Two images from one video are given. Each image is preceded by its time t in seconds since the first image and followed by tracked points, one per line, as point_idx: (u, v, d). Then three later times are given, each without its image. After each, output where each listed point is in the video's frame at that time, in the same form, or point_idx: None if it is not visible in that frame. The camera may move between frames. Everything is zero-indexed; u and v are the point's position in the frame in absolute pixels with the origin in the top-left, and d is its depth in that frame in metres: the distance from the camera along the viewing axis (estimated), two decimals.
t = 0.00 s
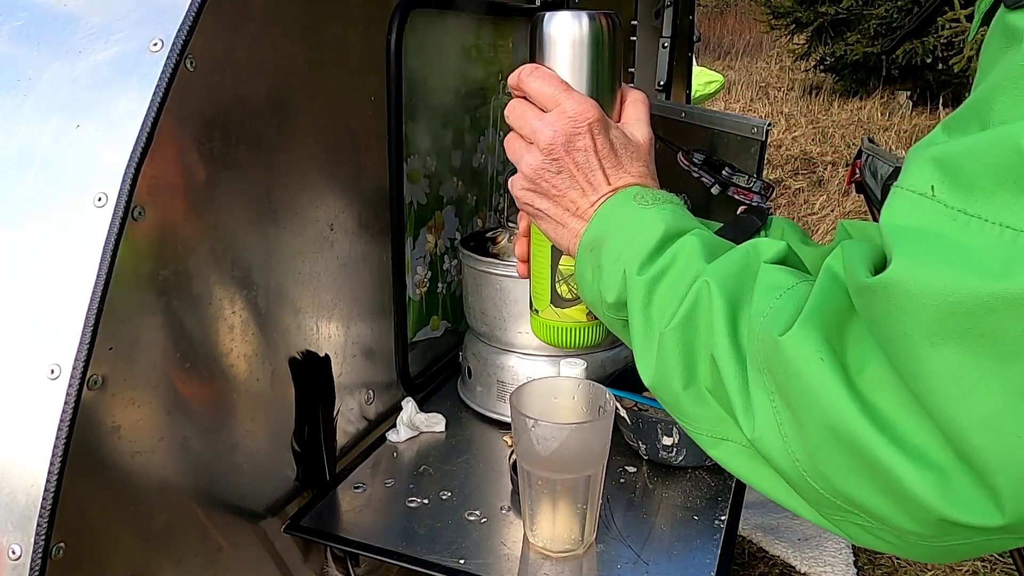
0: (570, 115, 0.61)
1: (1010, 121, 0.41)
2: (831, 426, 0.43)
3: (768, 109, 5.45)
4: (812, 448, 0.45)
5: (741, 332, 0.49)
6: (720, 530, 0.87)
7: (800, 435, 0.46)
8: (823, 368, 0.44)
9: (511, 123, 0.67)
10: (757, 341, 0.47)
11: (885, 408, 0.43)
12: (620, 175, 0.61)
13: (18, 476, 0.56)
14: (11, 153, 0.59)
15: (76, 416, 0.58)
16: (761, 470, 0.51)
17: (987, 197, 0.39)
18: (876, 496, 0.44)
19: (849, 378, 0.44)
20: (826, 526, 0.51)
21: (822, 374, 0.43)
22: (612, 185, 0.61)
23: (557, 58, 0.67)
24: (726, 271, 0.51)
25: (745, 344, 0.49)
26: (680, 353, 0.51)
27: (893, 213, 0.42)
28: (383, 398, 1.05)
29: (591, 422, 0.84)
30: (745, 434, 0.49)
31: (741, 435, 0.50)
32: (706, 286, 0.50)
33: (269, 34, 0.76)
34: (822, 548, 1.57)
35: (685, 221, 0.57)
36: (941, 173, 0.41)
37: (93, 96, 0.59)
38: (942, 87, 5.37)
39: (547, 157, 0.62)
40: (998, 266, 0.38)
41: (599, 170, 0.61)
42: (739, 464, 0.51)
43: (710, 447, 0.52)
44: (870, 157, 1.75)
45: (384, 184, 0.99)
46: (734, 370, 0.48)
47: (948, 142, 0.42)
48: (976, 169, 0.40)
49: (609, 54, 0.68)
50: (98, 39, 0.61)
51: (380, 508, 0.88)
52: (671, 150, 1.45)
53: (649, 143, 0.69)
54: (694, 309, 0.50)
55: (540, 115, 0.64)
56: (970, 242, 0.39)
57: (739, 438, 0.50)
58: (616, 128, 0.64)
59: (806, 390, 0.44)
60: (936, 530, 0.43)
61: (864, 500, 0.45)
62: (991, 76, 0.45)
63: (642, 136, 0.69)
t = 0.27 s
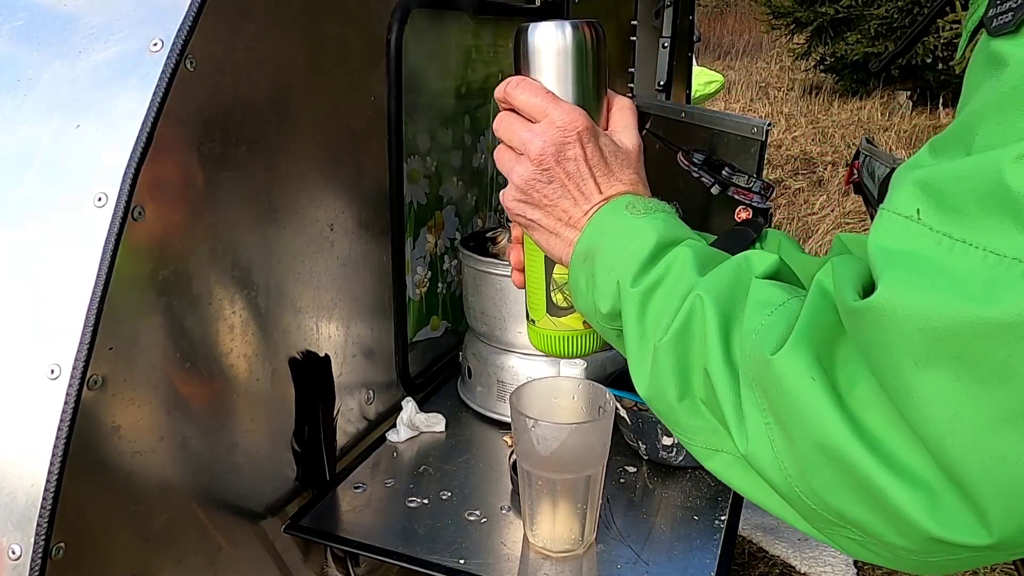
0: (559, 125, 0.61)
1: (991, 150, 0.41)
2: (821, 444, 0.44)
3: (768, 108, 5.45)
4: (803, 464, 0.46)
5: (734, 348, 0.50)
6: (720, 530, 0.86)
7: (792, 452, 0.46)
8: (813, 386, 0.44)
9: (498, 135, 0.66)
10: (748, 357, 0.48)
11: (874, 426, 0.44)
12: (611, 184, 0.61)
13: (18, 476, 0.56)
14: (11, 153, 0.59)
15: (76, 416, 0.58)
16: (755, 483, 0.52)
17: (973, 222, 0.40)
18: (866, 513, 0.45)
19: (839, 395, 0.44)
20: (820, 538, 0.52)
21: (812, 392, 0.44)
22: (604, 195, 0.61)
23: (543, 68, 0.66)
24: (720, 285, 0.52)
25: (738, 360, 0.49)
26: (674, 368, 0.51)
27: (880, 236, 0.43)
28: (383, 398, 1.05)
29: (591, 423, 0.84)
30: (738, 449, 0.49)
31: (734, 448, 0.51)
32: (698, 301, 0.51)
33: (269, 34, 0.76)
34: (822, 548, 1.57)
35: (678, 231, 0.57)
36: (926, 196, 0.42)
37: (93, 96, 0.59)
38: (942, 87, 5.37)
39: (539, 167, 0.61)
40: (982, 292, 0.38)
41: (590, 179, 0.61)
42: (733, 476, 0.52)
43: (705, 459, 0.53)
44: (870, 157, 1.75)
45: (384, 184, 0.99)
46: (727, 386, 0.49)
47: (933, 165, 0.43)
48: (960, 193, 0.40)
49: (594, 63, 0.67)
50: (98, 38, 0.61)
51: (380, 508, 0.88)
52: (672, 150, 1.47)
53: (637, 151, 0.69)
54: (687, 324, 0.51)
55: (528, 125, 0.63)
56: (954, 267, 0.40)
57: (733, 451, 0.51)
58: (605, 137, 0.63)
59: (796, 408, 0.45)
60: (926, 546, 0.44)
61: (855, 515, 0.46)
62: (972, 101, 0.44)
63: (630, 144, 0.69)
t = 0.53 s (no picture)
0: (559, 127, 0.61)
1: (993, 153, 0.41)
2: (820, 448, 0.44)
3: (768, 108, 5.45)
4: (802, 469, 0.46)
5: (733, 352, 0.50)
6: (720, 531, 0.86)
7: (790, 456, 0.46)
8: (811, 391, 0.44)
9: (499, 135, 0.66)
10: (746, 362, 0.48)
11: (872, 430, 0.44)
12: (610, 187, 0.61)
13: (18, 476, 0.56)
14: (11, 153, 0.59)
15: (77, 416, 0.58)
16: (754, 486, 0.52)
17: (970, 227, 0.40)
18: (866, 518, 0.45)
19: (837, 400, 0.45)
20: (820, 542, 0.51)
21: (811, 397, 0.44)
22: (603, 198, 0.61)
23: (545, 68, 0.66)
24: (718, 288, 0.52)
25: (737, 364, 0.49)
26: (672, 373, 0.51)
27: (878, 239, 0.43)
28: (384, 398, 1.05)
29: (591, 422, 0.84)
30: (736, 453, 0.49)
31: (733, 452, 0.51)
32: (697, 305, 0.51)
33: (269, 34, 0.76)
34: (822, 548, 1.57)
35: (675, 235, 0.57)
36: (924, 201, 0.42)
37: (93, 96, 0.59)
38: (942, 87, 5.37)
39: (538, 169, 0.62)
40: (980, 298, 0.39)
41: (589, 182, 0.61)
42: (733, 480, 0.52)
43: (703, 464, 0.53)
44: (870, 157, 1.75)
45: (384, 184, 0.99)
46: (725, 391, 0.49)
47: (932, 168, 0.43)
48: (957, 198, 0.41)
49: (596, 66, 0.67)
50: (98, 39, 0.61)
51: (380, 508, 0.88)
52: (672, 150, 1.46)
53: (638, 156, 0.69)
54: (685, 328, 0.51)
55: (530, 126, 0.63)
56: (952, 271, 0.40)
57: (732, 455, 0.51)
58: (607, 141, 0.63)
59: (795, 413, 0.45)
60: (926, 552, 0.44)
61: (854, 520, 0.46)
62: (971, 104, 0.44)
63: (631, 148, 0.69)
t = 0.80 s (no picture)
0: (546, 150, 0.60)
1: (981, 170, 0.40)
2: (813, 465, 0.43)
3: (768, 109, 5.45)
4: (796, 486, 0.45)
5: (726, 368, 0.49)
6: (720, 531, 0.86)
7: (784, 473, 0.45)
8: (803, 408, 0.44)
9: (487, 162, 0.65)
10: (739, 379, 0.47)
11: (866, 446, 0.43)
12: (600, 207, 0.60)
13: (18, 476, 0.56)
14: (11, 153, 0.59)
15: (77, 416, 0.58)
16: (751, 505, 0.51)
17: (961, 244, 0.39)
18: (863, 537, 0.44)
19: (830, 417, 0.44)
20: (820, 562, 0.50)
21: (803, 413, 0.44)
22: (594, 218, 0.60)
23: (530, 92, 0.65)
24: (710, 306, 0.51)
25: (729, 380, 0.49)
26: (664, 389, 0.50)
27: (869, 257, 0.43)
28: (383, 398, 1.05)
29: (591, 422, 0.84)
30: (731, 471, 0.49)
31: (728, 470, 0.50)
32: (688, 321, 0.50)
33: (269, 34, 0.76)
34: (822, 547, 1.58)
35: (667, 252, 0.57)
36: (915, 217, 0.41)
37: (93, 96, 0.59)
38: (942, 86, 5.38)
39: (528, 193, 0.60)
40: (971, 315, 0.38)
41: (579, 203, 0.60)
42: (730, 497, 0.51)
43: (700, 481, 0.52)
44: (870, 156, 1.75)
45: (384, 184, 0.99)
46: (717, 408, 0.48)
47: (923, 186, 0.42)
48: (947, 215, 0.40)
49: (580, 88, 0.67)
50: (98, 39, 0.61)
51: (380, 508, 0.88)
52: (672, 150, 1.48)
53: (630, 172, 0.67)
54: (677, 344, 0.50)
55: (517, 151, 0.62)
56: (943, 288, 0.39)
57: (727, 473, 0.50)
58: (594, 161, 0.62)
59: (787, 429, 0.44)
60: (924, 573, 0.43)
61: (851, 540, 0.44)
62: (962, 119, 0.44)
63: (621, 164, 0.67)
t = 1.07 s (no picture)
0: (550, 168, 0.60)
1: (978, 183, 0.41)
2: (818, 479, 0.43)
3: (768, 108, 5.45)
4: (801, 500, 0.45)
5: (729, 381, 0.49)
6: (720, 531, 0.86)
7: (788, 487, 0.45)
8: (807, 422, 0.44)
9: (489, 176, 0.64)
10: (742, 392, 0.47)
11: (869, 459, 0.43)
12: (602, 225, 0.60)
13: (18, 476, 0.56)
14: (11, 153, 0.59)
15: (77, 416, 0.58)
16: (755, 518, 0.50)
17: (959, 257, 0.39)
18: (868, 550, 0.44)
19: (834, 431, 0.44)
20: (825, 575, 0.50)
21: (807, 427, 0.43)
22: (596, 235, 0.60)
23: (533, 108, 0.65)
24: (712, 320, 0.51)
25: (733, 394, 0.49)
26: (667, 402, 0.50)
27: (869, 270, 0.43)
28: (383, 398, 1.05)
29: (591, 422, 0.84)
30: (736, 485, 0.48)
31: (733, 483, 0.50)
32: (691, 335, 0.50)
33: (269, 34, 0.76)
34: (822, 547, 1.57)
35: (668, 267, 0.57)
36: (914, 231, 0.42)
37: (93, 96, 0.59)
38: (942, 86, 5.38)
39: (531, 210, 0.60)
40: (971, 327, 0.38)
41: (582, 221, 0.60)
42: (734, 511, 0.51)
43: (703, 495, 0.51)
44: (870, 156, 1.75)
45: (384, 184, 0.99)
46: (721, 421, 0.48)
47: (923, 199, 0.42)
48: (945, 227, 0.40)
49: (585, 105, 0.66)
50: (98, 39, 0.61)
51: (380, 508, 0.88)
52: (672, 150, 1.49)
53: (630, 193, 0.67)
54: (680, 358, 0.50)
55: (520, 167, 0.62)
56: (942, 301, 0.39)
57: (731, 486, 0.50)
58: (597, 179, 0.62)
59: (791, 443, 0.44)
60: None
61: (856, 552, 0.44)
62: (957, 133, 0.44)
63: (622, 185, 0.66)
